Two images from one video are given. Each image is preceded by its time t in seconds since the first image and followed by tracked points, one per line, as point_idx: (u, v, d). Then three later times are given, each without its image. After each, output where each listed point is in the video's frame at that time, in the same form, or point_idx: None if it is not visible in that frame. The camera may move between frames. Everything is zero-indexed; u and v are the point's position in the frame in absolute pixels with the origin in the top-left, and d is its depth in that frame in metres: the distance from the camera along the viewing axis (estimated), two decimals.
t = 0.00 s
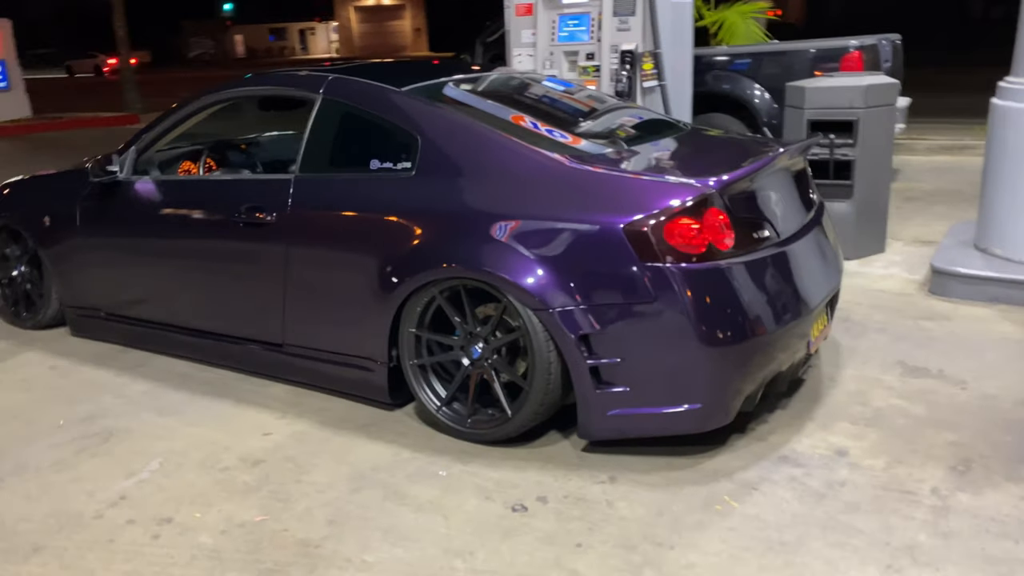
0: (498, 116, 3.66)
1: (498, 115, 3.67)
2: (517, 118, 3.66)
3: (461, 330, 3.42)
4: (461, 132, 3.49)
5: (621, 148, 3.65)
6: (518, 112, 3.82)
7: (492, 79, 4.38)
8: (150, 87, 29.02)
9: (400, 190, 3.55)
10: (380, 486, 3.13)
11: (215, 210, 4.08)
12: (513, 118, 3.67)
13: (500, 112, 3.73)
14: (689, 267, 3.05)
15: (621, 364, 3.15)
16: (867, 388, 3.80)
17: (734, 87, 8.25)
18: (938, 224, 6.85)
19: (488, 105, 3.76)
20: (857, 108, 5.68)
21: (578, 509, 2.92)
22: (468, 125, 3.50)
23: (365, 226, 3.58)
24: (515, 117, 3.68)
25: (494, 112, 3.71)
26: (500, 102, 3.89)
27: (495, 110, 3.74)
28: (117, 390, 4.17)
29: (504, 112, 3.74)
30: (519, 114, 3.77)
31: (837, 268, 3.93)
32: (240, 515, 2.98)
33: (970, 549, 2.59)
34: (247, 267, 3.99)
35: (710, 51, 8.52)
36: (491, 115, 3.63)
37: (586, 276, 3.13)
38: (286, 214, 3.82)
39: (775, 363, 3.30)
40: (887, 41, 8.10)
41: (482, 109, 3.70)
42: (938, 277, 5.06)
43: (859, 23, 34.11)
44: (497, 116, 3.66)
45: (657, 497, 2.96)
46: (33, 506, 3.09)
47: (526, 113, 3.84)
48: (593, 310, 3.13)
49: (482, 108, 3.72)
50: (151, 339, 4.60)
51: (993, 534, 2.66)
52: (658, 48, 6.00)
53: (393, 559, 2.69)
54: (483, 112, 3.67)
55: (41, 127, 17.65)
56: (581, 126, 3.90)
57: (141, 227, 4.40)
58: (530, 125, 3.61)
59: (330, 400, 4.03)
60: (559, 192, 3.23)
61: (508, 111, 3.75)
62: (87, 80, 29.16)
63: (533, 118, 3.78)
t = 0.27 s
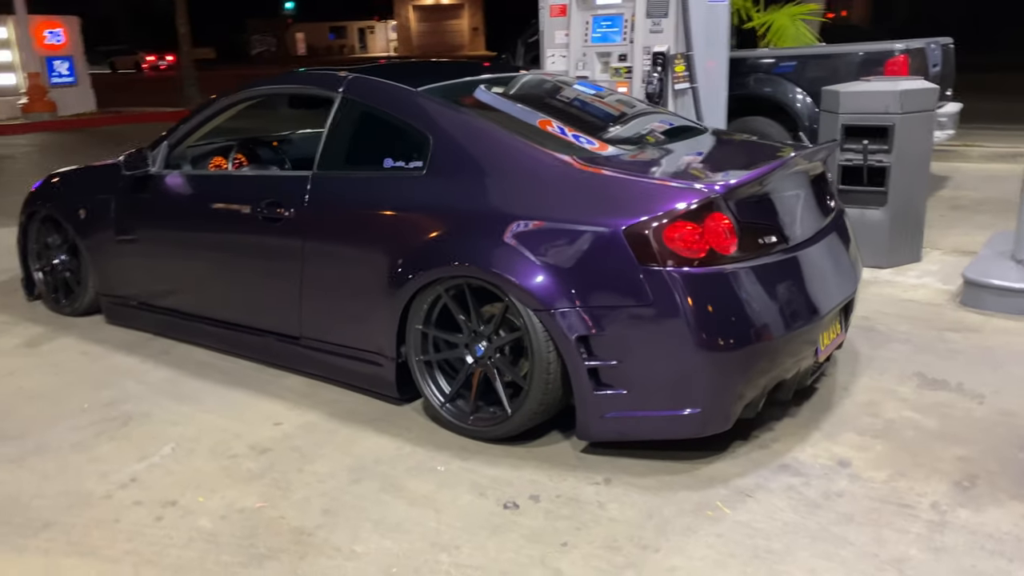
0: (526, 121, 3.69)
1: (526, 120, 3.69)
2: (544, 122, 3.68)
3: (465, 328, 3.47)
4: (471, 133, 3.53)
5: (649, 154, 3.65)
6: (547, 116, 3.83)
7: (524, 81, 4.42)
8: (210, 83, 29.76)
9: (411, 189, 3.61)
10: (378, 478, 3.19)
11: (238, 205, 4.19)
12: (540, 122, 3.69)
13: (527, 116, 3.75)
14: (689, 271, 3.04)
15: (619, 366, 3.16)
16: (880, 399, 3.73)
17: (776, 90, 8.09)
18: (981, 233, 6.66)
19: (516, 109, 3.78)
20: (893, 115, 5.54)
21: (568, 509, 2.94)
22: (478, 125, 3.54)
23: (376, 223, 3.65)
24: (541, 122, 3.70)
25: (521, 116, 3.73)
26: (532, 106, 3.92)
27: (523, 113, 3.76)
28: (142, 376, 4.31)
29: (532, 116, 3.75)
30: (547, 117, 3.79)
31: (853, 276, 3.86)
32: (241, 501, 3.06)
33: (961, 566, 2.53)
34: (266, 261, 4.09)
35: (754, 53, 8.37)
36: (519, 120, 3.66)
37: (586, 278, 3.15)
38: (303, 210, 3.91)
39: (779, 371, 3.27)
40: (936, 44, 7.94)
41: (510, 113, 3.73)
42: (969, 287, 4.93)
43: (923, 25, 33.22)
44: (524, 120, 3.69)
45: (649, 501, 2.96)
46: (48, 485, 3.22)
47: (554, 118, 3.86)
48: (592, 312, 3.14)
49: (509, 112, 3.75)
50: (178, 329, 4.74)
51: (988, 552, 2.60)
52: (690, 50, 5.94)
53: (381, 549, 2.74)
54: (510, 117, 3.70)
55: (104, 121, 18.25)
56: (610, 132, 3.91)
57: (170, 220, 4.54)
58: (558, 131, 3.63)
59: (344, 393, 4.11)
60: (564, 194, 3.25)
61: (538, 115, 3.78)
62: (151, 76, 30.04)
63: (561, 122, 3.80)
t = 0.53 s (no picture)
0: (546, 125, 3.81)
1: (546, 124, 3.81)
2: (564, 127, 3.80)
3: (469, 319, 3.59)
4: (479, 132, 3.67)
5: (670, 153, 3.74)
6: (569, 120, 3.96)
7: (549, 85, 4.57)
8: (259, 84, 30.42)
9: (421, 185, 3.75)
10: (380, 460, 3.33)
11: (261, 198, 4.38)
12: (560, 127, 3.82)
13: (549, 120, 3.88)
14: (682, 267, 3.12)
15: (612, 358, 3.26)
16: (880, 399, 3.77)
17: (805, 95, 8.10)
18: (1008, 241, 6.58)
19: (538, 113, 3.92)
20: (915, 119, 5.54)
21: (557, 494, 3.04)
22: (486, 124, 3.67)
23: (387, 217, 3.80)
24: (562, 126, 3.82)
25: (542, 120, 3.86)
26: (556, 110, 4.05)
27: (545, 117, 3.89)
28: (168, 360, 4.52)
29: (552, 119, 3.87)
30: (568, 122, 3.91)
31: (857, 277, 3.89)
32: (249, 477, 3.22)
33: (936, 560, 2.58)
34: (286, 252, 4.27)
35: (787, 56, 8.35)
36: (539, 125, 3.79)
37: (583, 272, 3.25)
38: (320, 204, 4.07)
39: (773, 367, 3.32)
40: (967, 50, 7.98)
41: (531, 117, 3.86)
42: (986, 293, 4.92)
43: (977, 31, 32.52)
44: (544, 125, 3.81)
45: (637, 489, 3.05)
46: (72, 457, 3.42)
47: (575, 122, 3.98)
48: (588, 305, 3.25)
49: (531, 117, 3.88)
50: (205, 316, 4.95)
51: (965, 548, 2.64)
52: (711, 53, 6.02)
53: (375, 525, 2.88)
54: (531, 121, 3.83)
55: (155, 119, 18.82)
56: (630, 136, 4.04)
57: (199, 211, 4.75)
58: (577, 135, 3.75)
59: (357, 381, 4.27)
60: (564, 191, 3.36)
61: (560, 119, 3.91)
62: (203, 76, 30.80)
63: (581, 126, 3.92)
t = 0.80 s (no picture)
0: (551, 126, 3.95)
1: (551, 125, 3.95)
2: (569, 129, 3.94)
3: (458, 310, 3.72)
4: (473, 130, 3.80)
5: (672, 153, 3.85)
6: (574, 122, 4.09)
7: (559, 86, 4.71)
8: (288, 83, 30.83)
9: (416, 180, 3.89)
10: (368, 443, 3.46)
11: (267, 191, 4.55)
12: (565, 129, 3.95)
13: (555, 121, 4.01)
14: (660, 262, 3.23)
15: (593, 349, 3.37)
16: (862, 396, 3.83)
17: (818, 99, 8.13)
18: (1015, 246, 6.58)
19: (545, 115, 4.05)
20: (917, 123, 5.57)
21: (534, 478, 3.15)
22: (480, 123, 3.81)
23: (384, 210, 3.94)
24: (567, 128, 3.96)
25: (548, 121, 4.00)
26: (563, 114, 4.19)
27: (551, 119, 4.02)
28: (177, 346, 4.70)
29: (558, 121, 4.01)
30: (574, 124, 4.05)
31: (843, 277, 3.96)
32: (242, 456, 3.37)
33: (892, 548, 2.65)
34: (290, 243, 4.43)
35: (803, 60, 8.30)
36: (545, 126, 3.92)
37: (566, 266, 3.37)
38: (322, 197, 4.23)
39: (752, 362, 3.41)
40: (982, 54, 7.94)
41: (538, 119, 4.00)
42: (980, 296, 4.95)
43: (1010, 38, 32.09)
44: (549, 126, 3.94)
45: (611, 475, 3.16)
46: (78, 434, 3.60)
47: (581, 125, 4.11)
48: (570, 298, 3.36)
49: (538, 119, 4.02)
50: (214, 305, 5.12)
51: (923, 537, 2.71)
52: (716, 56, 6.12)
53: (357, 502, 3.01)
54: (538, 123, 3.97)
55: (184, 117, 19.21)
56: (634, 139, 4.18)
57: (209, 203, 4.93)
58: (581, 138, 3.88)
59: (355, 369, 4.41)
60: (551, 188, 3.48)
61: (566, 122, 4.04)
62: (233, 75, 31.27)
63: (586, 128, 4.05)
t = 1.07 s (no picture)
0: (545, 128, 4.02)
1: (546, 127, 4.02)
2: (563, 131, 4.01)
3: (438, 304, 3.78)
4: (456, 127, 3.87)
5: (663, 154, 3.91)
6: (570, 124, 4.16)
7: (557, 87, 4.79)
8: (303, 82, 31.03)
9: (401, 176, 3.96)
10: (346, 432, 3.53)
11: (259, 186, 4.63)
12: (560, 131, 4.01)
13: (550, 123, 4.08)
14: (634, 260, 3.29)
15: (567, 344, 3.43)
16: (838, 395, 3.86)
17: (821, 102, 8.08)
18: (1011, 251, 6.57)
19: (540, 116, 4.12)
20: (910, 127, 5.58)
21: (504, 469, 3.21)
22: (464, 120, 3.87)
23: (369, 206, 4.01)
24: (562, 130, 4.02)
25: (543, 123, 4.07)
26: (561, 115, 4.26)
27: (546, 121, 4.09)
28: (170, 337, 4.79)
29: (553, 123, 4.08)
30: (569, 126, 4.11)
31: (822, 276, 3.99)
32: (222, 443, 3.45)
33: (848, 543, 2.70)
34: (279, 237, 4.51)
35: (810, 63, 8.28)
36: (540, 129, 3.99)
37: (541, 262, 3.42)
38: (310, 192, 4.31)
39: (723, 360, 3.46)
40: (985, 59, 7.91)
41: (534, 121, 4.07)
42: (968, 300, 4.95)
43: None
44: (545, 127, 4.02)
45: (580, 467, 3.21)
46: (66, 419, 3.69)
47: (577, 127, 4.18)
48: (545, 293, 3.42)
49: (533, 120, 4.09)
50: (208, 298, 5.21)
51: (880, 533, 2.75)
52: (712, 58, 6.13)
53: (329, 489, 3.08)
54: (532, 124, 4.04)
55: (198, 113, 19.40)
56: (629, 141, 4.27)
57: (204, 197, 5.02)
58: (576, 139, 3.95)
59: (341, 362, 4.48)
60: (529, 185, 3.54)
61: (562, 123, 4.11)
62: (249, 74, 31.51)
63: (581, 130, 4.13)
